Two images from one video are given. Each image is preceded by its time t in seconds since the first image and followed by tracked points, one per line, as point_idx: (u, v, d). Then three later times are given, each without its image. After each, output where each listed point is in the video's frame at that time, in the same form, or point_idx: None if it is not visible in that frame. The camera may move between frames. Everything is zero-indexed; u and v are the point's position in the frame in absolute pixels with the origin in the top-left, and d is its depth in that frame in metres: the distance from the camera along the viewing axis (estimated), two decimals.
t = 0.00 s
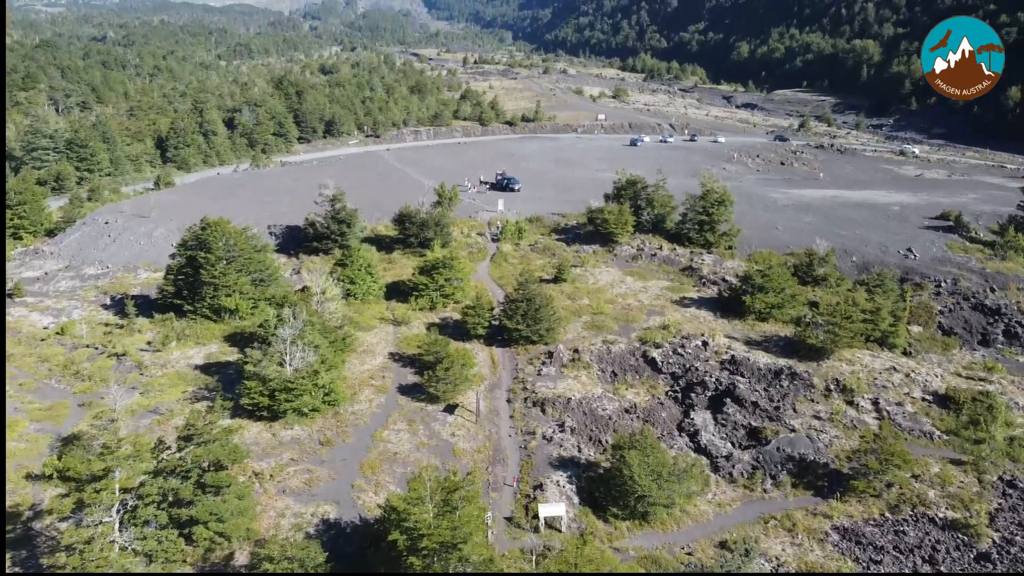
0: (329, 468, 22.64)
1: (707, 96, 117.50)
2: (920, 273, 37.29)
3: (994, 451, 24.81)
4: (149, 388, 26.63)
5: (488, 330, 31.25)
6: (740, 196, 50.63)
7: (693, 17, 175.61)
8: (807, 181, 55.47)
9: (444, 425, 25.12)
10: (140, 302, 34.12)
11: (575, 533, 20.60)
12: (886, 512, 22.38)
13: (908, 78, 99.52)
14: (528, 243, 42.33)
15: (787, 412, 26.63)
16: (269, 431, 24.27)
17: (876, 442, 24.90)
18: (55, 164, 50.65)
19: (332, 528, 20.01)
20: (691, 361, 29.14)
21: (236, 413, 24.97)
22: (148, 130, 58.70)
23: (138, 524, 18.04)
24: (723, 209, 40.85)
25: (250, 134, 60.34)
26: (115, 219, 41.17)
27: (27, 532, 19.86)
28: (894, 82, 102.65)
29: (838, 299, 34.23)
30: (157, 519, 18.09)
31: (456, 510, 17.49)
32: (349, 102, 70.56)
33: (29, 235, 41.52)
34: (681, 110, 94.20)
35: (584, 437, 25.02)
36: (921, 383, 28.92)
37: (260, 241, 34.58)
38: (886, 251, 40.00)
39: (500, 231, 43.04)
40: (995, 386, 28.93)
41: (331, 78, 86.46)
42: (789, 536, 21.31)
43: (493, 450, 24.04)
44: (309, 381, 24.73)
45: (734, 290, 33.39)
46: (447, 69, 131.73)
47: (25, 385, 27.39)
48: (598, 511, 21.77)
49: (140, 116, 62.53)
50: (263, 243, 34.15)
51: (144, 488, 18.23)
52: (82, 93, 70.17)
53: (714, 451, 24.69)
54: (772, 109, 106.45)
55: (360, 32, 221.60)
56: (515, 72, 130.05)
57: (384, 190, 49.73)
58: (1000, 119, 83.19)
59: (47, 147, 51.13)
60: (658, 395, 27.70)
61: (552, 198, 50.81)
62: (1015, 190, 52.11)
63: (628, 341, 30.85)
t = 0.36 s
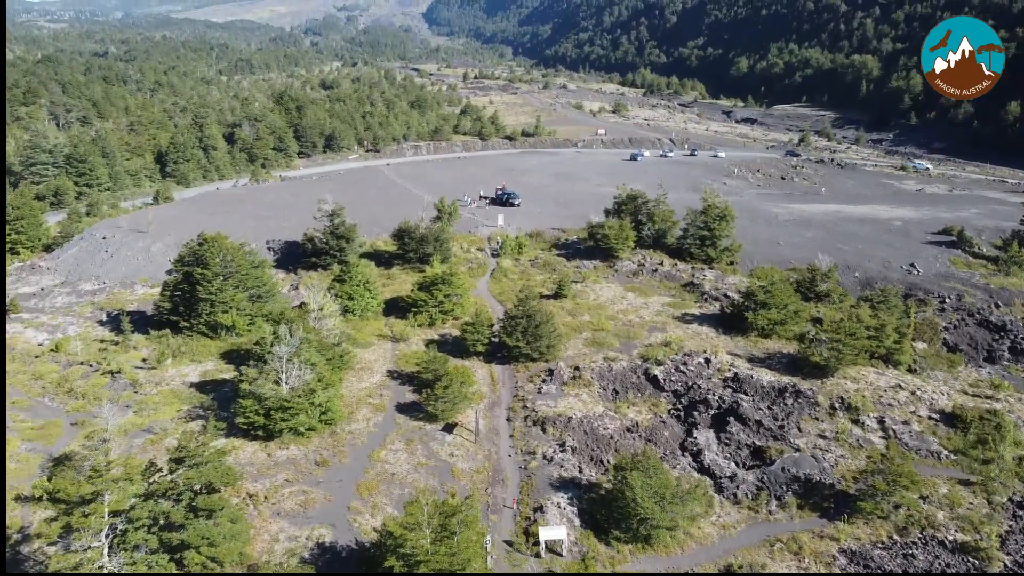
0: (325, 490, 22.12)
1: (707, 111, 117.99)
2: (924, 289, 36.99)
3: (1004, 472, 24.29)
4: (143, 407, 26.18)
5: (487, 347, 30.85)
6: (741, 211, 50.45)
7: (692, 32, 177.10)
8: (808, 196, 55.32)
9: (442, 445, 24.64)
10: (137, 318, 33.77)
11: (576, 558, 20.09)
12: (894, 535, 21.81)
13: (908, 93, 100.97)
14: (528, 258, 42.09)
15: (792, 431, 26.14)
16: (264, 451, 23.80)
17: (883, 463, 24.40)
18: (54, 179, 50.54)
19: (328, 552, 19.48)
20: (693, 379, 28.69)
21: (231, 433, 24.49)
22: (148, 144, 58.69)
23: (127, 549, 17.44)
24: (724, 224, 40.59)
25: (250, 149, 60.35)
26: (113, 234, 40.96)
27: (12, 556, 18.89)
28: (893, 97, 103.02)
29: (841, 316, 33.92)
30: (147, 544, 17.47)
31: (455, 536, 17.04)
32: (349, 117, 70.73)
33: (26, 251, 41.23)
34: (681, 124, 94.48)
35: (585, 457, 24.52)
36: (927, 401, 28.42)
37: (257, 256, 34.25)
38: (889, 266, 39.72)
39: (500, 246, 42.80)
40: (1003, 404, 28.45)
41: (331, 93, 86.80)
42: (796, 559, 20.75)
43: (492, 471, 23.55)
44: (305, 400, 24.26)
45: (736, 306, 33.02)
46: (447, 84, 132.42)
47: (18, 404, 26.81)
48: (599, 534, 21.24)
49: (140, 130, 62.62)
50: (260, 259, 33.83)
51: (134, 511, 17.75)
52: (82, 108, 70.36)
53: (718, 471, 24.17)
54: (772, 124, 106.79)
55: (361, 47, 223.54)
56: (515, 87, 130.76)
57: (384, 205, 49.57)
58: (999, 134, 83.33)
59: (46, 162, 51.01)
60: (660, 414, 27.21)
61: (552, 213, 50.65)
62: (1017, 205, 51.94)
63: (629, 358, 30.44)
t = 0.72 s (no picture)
0: (320, 511, 21.54)
1: (707, 126, 118.44)
2: (928, 304, 36.69)
3: (1014, 492, 23.75)
4: (136, 425, 25.76)
5: (487, 364, 30.44)
6: (742, 226, 50.29)
7: (690, 48, 178.48)
8: (809, 211, 55.17)
9: (441, 465, 24.17)
10: (133, 334, 33.43)
11: None
12: (903, 558, 21.20)
13: (907, 108, 101.49)
14: (527, 273, 41.83)
15: (796, 450, 25.63)
16: (259, 471, 23.29)
17: (890, 484, 23.87)
18: (52, 193, 50.33)
19: None
20: (695, 397, 28.23)
21: (226, 454, 24.07)
22: (147, 159, 58.70)
23: None
24: (726, 239, 40.36)
25: (250, 163, 60.35)
26: (110, 248, 40.79)
27: None
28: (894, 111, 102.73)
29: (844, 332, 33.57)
30: (135, 569, 16.54)
31: (452, 562, 16.59)
32: (349, 131, 70.86)
33: (23, 265, 40.94)
34: (680, 139, 94.73)
35: (587, 478, 24.02)
36: (934, 419, 27.93)
37: (255, 271, 33.93)
38: (892, 281, 39.47)
39: (500, 261, 42.56)
40: (1010, 422, 27.96)
41: (331, 107, 87.12)
42: None
43: (491, 491, 23.06)
44: (301, 419, 23.79)
45: (738, 322, 32.66)
46: (447, 99, 133.13)
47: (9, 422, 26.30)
48: (600, 557, 20.69)
49: (139, 145, 62.73)
50: (257, 274, 33.49)
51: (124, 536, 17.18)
52: (83, 123, 70.55)
53: (721, 491, 23.63)
54: (772, 138, 107.14)
55: (362, 62, 225.30)
56: (514, 102, 131.44)
57: (383, 220, 49.39)
58: (999, 148, 83.43)
59: (44, 177, 50.96)
60: (662, 432, 26.71)
61: (552, 228, 50.49)
62: (1019, 220, 51.76)
63: (631, 376, 30.02)
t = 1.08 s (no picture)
0: (316, 531, 21.02)
1: (706, 139, 118.86)
2: (931, 318, 36.40)
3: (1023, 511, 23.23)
4: (130, 442, 25.30)
5: (486, 380, 30.04)
6: (743, 239, 50.13)
7: (689, 62, 179.64)
8: (809, 224, 55.03)
9: (439, 483, 23.71)
10: (129, 349, 33.07)
11: None
12: None
13: (906, 121, 101.82)
14: (527, 287, 41.58)
15: (801, 468, 25.15)
16: (254, 490, 22.81)
17: (897, 503, 23.36)
18: (51, 207, 50.42)
19: None
20: (698, 413, 27.81)
21: (221, 472, 23.63)
22: (147, 172, 58.68)
23: None
24: (727, 253, 40.14)
25: (249, 176, 60.38)
26: (107, 262, 40.59)
27: None
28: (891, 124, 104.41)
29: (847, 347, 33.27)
30: None
31: None
32: (349, 145, 70.94)
33: (20, 279, 40.62)
34: (680, 152, 94.94)
35: (588, 496, 23.56)
36: (940, 436, 27.47)
37: (252, 286, 33.64)
38: (894, 295, 39.22)
39: (500, 275, 42.33)
40: (1018, 439, 27.50)
41: (332, 121, 87.37)
42: None
43: (490, 511, 22.58)
44: (297, 436, 23.33)
45: (740, 336, 32.32)
46: (447, 112, 133.61)
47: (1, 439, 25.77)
48: None
49: (139, 158, 62.79)
50: (254, 288, 33.16)
51: (112, 559, 16.70)
52: (83, 136, 70.73)
53: (725, 510, 23.13)
54: (771, 151, 107.40)
55: (363, 76, 226.95)
56: (514, 115, 131.99)
57: (382, 233, 49.21)
58: (999, 162, 83.54)
59: (43, 190, 50.91)
60: (664, 449, 26.25)
61: (553, 241, 50.32)
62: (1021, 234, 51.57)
63: (632, 391, 29.61)
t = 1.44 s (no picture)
0: (311, 553, 20.45)
1: (706, 153, 119.20)
2: (936, 334, 36.08)
3: None
4: (123, 461, 24.83)
5: (485, 397, 29.59)
6: (744, 253, 49.94)
7: (688, 77, 180.87)
8: (810, 238, 54.87)
9: (437, 504, 23.19)
10: (124, 365, 32.67)
11: None
12: None
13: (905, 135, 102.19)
14: (527, 302, 41.28)
15: (806, 487, 24.63)
16: (248, 510, 22.26)
17: (906, 524, 22.79)
18: (49, 221, 50.31)
19: None
20: (701, 431, 27.34)
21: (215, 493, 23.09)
22: (146, 186, 58.63)
23: None
24: (728, 268, 39.91)
25: (249, 191, 60.37)
26: (104, 277, 40.37)
27: None
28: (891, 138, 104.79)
29: (851, 363, 32.88)
30: None
31: None
32: (349, 159, 70.99)
33: (16, 293, 40.23)
34: (680, 166, 95.12)
35: (589, 517, 23.03)
36: (947, 454, 26.96)
37: (249, 301, 33.29)
38: (898, 310, 38.93)
39: (500, 290, 42.05)
40: None
41: (332, 135, 87.59)
42: None
43: (490, 532, 22.06)
44: (294, 455, 22.84)
45: (743, 353, 31.95)
46: (447, 127, 134.20)
47: None
48: None
49: (139, 173, 62.81)
50: (252, 303, 32.84)
51: None
52: (83, 151, 70.84)
53: (730, 530, 22.57)
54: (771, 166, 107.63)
55: (363, 91, 228.49)
56: (514, 129, 132.52)
57: (381, 248, 49.02)
58: (1000, 176, 83.65)
59: (41, 205, 50.85)
60: (667, 468, 25.74)
61: (553, 256, 50.11)
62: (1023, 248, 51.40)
63: (633, 409, 29.15)
